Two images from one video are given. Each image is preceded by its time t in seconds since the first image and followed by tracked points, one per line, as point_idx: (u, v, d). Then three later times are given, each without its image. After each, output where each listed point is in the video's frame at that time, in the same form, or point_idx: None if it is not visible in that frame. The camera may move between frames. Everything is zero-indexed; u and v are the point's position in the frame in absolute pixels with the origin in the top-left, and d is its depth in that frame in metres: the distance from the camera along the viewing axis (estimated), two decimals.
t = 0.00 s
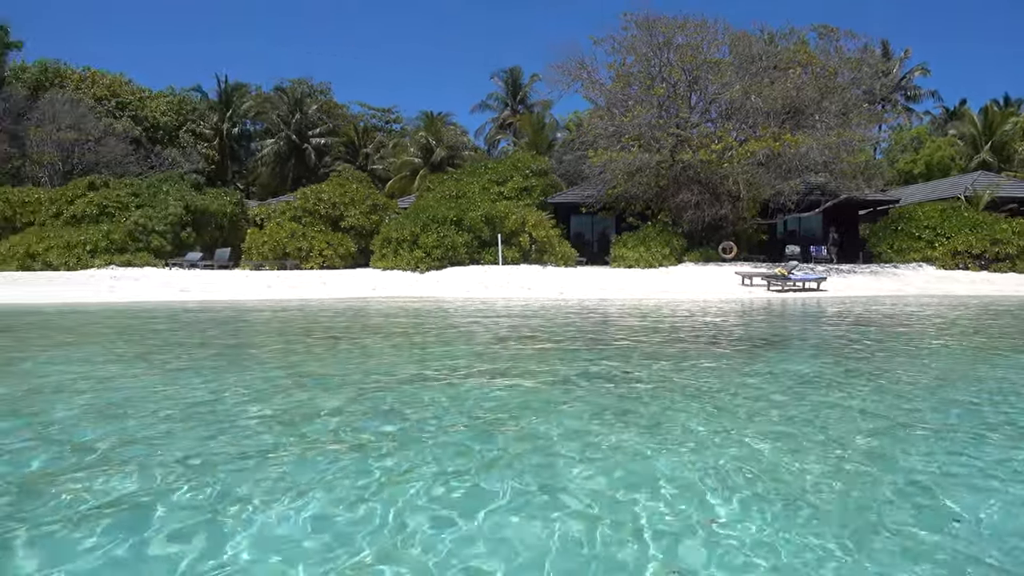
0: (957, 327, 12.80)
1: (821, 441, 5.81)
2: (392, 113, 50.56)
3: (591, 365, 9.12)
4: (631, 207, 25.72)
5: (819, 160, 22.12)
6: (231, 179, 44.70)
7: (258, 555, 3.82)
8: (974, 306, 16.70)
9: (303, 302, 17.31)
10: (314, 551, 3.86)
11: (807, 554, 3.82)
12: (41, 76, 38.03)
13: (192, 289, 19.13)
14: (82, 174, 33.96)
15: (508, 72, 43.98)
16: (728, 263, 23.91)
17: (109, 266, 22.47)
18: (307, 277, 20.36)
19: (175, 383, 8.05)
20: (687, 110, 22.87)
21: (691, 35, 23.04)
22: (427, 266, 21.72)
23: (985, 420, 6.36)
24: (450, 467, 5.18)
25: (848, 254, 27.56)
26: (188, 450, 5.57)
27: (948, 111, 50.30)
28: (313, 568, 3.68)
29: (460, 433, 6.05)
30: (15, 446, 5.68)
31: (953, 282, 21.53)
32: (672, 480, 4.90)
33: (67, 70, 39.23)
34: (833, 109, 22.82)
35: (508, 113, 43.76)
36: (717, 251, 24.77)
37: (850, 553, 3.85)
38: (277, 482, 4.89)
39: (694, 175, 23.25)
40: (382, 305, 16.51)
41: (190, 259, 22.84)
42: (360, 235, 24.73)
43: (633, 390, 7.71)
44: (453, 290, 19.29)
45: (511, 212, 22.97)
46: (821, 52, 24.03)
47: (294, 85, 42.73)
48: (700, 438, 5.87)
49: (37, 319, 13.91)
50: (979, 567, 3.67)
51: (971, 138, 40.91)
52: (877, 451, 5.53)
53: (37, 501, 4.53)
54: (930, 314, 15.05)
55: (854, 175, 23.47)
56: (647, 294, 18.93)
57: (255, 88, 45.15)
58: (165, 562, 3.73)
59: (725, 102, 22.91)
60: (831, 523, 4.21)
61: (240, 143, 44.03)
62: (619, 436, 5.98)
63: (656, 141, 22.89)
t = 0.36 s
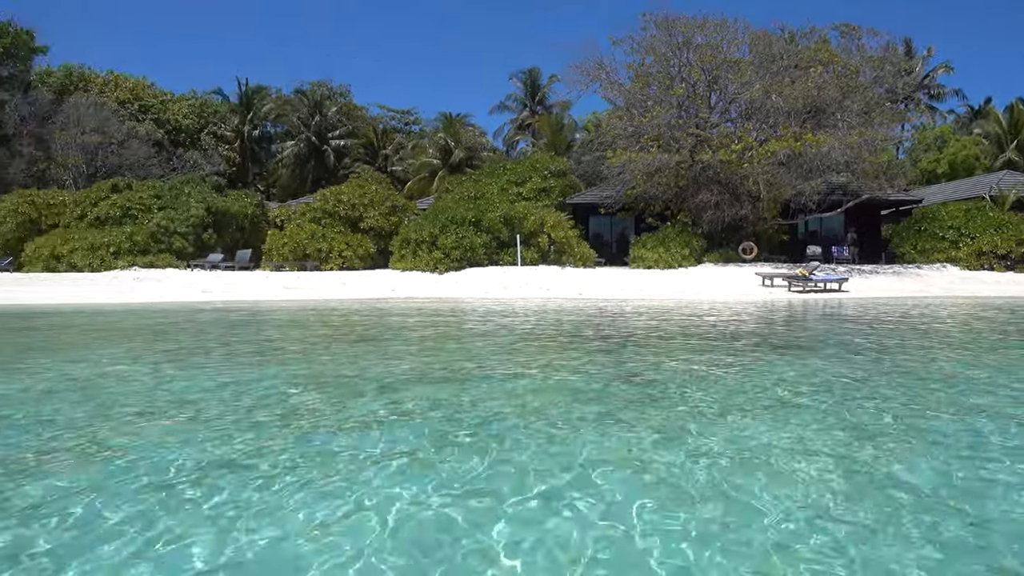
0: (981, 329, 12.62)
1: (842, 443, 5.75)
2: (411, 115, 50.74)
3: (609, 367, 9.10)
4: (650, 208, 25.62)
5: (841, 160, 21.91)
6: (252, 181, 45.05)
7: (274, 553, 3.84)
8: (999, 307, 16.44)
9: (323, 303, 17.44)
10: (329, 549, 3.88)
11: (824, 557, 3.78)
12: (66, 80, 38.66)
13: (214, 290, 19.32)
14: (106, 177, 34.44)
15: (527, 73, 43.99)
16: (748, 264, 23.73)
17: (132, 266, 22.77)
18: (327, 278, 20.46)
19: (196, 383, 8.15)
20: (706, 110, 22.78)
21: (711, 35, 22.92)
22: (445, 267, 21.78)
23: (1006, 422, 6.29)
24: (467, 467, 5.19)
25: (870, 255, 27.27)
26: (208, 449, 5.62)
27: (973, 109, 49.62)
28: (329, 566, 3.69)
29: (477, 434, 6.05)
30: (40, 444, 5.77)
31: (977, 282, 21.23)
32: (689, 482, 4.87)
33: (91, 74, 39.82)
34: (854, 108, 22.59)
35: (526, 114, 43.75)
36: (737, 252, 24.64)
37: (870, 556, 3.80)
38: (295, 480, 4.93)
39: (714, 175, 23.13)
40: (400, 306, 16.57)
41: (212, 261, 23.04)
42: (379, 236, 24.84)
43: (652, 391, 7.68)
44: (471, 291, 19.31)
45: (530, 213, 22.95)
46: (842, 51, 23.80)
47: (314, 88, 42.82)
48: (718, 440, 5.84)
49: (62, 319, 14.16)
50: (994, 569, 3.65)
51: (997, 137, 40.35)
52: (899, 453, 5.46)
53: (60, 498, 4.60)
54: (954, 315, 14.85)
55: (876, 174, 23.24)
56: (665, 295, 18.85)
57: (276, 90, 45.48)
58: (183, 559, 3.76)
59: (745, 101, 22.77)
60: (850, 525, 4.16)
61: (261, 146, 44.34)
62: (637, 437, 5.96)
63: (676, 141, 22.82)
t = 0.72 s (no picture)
0: (1007, 330, 12.44)
1: (872, 446, 5.66)
2: (430, 117, 50.91)
3: (631, 368, 9.04)
4: (669, 209, 25.53)
5: (863, 160, 21.72)
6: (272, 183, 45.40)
7: (301, 556, 3.81)
8: None
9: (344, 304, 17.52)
10: (357, 552, 3.85)
11: (859, 564, 3.70)
12: (90, 84, 39.19)
13: (235, 291, 19.48)
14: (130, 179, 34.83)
15: (545, 74, 43.99)
16: (769, 265, 23.57)
17: (155, 267, 23.03)
18: (346, 279, 20.55)
19: (218, 383, 8.18)
20: (726, 110, 22.69)
21: (730, 34, 22.83)
22: (465, 268, 21.83)
23: None
24: (492, 470, 5.14)
25: (892, 255, 26.99)
26: (233, 451, 5.62)
27: (997, 108, 48.99)
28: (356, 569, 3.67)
29: (501, 436, 6.03)
30: (67, 444, 5.81)
31: (1003, 283, 20.93)
32: (718, 486, 4.80)
33: (115, 78, 40.36)
34: (876, 107, 22.37)
35: (545, 115, 43.75)
36: (757, 253, 24.51)
37: (905, 563, 3.72)
38: (320, 482, 4.91)
39: (733, 176, 23.02)
40: (420, 307, 16.63)
41: (233, 262, 23.24)
42: (398, 237, 24.94)
43: (675, 393, 7.61)
44: (490, 292, 19.33)
45: (549, 213, 22.97)
46: (864, 50, 23.59)
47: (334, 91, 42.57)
48: (741, 442, 5.80)
49: (88, 320, 14.37)
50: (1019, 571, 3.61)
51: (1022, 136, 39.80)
52: (932, 457, 5.37)
53: (87, 498, 4.61)
54: (979, 316, 14.65)
55: (899, 174, 23.00)
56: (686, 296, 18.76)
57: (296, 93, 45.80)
58: (210, 562, 3.75)
59: (766, 101, 22.63)
60: (885, 531, 4.08)
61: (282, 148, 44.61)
62: (663, 440, 5.89)
63: (695, 141, 22.75)
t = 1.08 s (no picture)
0: None
1: (897, 449, 5.58)
2: (452, 118, 51.02)
3: (654, 369, 9.00)
4: (692, 210, 25.37)
5: (889, 159, 21.45)
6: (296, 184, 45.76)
7: (327, 554, 3.83)
8: None
9: (366, 304, 17.61)
10: (382, 551, 3.87)
11: (887, 568, 3.66)
12: (118, 87, 39.73)
13: (259, 292, 19.65)
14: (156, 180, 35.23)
15: (567, 74, 43.91)
16: (793, 265, 23.33)
17: (181, 268, 23.30)
18: (369, 280, 20.64)
19: (242, 382, 8.25)
20: (750, 110, 22.54)
21: (754, 33, 22.68)
22: (486, 269, 21.84)
23: None
24: (516, 470, 5.15)
25: (919, 256, 26.61)
26: (257, 450, 5.66)
27: None
28: (381, 567, 3.69)
29: (524, 436, 6.03)
30: (95, 441, 5.89)
31: None
32: (744, 488, 4.76)
33: (142, 81, 40.95)
34: (903, 106, 22.07)
35: (566, 115, 43.66)
36: (781, 253, 24.31)
37: (935, 568, 3.67)
38: (344, 481, 4.94)
39: (757, 175, 22.87)
40: (441, 307, 16.68)
41: (257, 263, 23.44)
42: (420, 238, 25.01)
43: (698, 394, 7.57)
44: (512, 293, 19.32)
45: (571, 214, 22.91)
46: (890, 48, 23.27)
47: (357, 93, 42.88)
48: (757, 443, 5.76)
49: (115, 319, 14.58)
50: None
51: None
52: (951, 459, 5.31)
53: (115, 496, 4.66)
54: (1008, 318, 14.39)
55: (926, 173, 22.67)
56: (709, 296, 18.65)
57: (318, 95, 46.13)
58: (236, 560, 3.77)
59: (790, 100, 22.44)
60: (914, 535, 4.03)
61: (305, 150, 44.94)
62: (686, 441, 5.87)
63: (718, 141, 22.61)
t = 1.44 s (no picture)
0: None
1: (921, 449, 5.55)
2: (473, 119, 51.14)
3: (676, 370, 8.90)
4: (715, 209, 25.21)
5: (916, 158, 21.15)
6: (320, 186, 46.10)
7: (343, 558, 3.79)
8: None
9: (388, 305, 17.64)
10: (403, 545, 3.94)
11: (907, 567, 3.66)
12: (145, 91, 40.30)
13: (283, 292, 19.78)
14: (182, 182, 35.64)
15: (589, 74, 43.82)
16: (817, 266, 23.11)
17: (206, 268, 23.55)
18: (391, 281, 20.75)
19: (263, 383, 8.26)
20: (774, 109, 22.38)
21: (778, 31, 22.53)
22: (508, 269, 21.86)
23: None
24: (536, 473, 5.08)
25: (947, 255, 26.23)
26: (277, 451, 5.64)
27: None
28: (398, 572, 3.64)
29: (545, 439, 5.95)
30: (125, 439, 6.02)
31: None
32: (770, 493, 4.65)
33: (168, 84, 41.50)
34: (930, 104, 21.76)
35: (588, 115, 43.55)
36: (806, 253, 24.10)
37: (962, 570, 3.63)
38: (367, 479, 4.98)
39: (781, 175, 22.70)
40: (464, 308, 16.75)
41: (281, 263, 23.65)
42: (442, 239, 25.09)
43: (722, 396, 7.45)
44: (534, 294, 19.33)
45: (593, 214, 22.85)
46: (917, 45, 22.96)
47: (379, 94, 43.13)
48: (779, 443, 5.75)
49: (143, 319, 14.80)
50: None
51: None
52: (977, 461, 5.26)
53: (132, 498, 4.65)
54: None
55: (954, 172, 22.36)
56: (732, 297, 18.49)
57: (342, 97, 46.43)
58: (252, 564, 3.74)
59: (814, 99, 22.25)
60: (947, 544, 3.90)
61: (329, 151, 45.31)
62: (710, 445, 5.75)
63: (741, 140, 22.47)
